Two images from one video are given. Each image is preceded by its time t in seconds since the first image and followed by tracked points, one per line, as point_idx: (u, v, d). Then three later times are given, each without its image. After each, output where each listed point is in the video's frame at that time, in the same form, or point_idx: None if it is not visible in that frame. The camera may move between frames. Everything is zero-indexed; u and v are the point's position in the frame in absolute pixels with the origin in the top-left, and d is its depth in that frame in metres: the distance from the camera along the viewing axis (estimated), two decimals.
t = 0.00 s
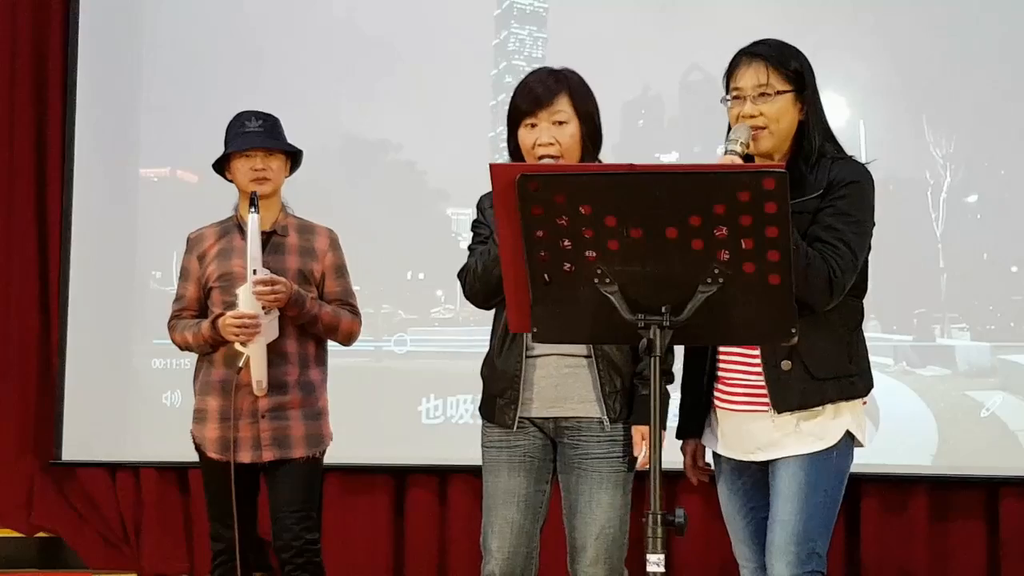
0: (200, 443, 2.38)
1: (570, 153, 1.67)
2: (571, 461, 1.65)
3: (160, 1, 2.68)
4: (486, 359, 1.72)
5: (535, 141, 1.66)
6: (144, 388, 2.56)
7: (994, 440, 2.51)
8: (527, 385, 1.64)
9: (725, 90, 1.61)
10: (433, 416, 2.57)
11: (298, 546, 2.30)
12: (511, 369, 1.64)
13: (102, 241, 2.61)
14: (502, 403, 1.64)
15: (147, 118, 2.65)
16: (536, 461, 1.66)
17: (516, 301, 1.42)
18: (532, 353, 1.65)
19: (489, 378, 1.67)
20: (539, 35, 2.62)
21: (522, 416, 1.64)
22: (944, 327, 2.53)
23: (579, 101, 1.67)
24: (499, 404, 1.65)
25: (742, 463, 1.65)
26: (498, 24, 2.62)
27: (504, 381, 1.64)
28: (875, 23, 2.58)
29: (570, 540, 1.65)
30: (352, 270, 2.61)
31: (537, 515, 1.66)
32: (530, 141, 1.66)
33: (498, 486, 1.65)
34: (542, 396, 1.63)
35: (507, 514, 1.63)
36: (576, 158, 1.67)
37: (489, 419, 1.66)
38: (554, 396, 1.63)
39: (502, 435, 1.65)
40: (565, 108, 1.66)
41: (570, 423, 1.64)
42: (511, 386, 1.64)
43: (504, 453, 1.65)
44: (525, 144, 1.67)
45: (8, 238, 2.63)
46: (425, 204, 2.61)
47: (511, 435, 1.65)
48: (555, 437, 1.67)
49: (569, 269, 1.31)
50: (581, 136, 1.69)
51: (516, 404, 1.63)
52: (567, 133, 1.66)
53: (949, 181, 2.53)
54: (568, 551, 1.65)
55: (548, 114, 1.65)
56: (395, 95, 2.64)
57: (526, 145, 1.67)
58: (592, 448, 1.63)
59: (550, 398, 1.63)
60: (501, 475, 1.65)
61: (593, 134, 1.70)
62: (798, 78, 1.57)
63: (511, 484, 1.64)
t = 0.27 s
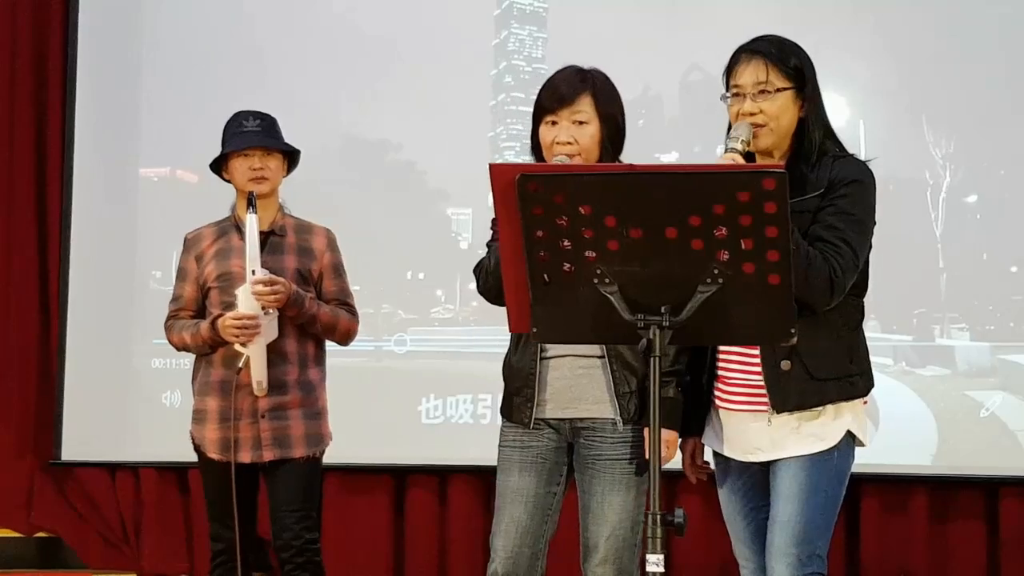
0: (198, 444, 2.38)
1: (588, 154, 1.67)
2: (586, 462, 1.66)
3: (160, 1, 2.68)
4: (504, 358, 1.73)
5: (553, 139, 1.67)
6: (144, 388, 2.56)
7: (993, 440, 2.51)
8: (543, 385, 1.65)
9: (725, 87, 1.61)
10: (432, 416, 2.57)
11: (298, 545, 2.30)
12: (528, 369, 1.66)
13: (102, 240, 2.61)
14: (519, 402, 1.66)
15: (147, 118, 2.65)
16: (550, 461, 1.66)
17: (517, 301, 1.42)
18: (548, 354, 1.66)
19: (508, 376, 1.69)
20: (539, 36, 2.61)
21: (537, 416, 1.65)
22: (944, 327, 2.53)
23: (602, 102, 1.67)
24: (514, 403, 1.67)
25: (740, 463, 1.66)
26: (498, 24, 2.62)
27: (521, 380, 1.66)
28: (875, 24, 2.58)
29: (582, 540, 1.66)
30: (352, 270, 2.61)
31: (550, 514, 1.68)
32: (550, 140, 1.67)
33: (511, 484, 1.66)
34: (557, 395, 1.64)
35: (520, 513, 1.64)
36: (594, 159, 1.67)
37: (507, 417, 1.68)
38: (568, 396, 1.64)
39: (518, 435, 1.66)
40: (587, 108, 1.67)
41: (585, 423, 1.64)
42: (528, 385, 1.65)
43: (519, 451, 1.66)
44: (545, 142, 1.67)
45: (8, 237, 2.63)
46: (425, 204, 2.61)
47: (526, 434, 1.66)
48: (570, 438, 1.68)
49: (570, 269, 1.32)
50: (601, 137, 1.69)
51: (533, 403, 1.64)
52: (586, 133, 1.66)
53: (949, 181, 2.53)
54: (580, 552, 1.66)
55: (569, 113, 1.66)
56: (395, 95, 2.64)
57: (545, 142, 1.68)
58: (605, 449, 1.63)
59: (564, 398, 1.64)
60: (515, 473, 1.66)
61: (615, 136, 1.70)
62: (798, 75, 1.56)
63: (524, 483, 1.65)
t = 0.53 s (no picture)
0: (197, 444, 2.40)
1: (597, 152, 1.67)
2: (586, 463, 1.66)
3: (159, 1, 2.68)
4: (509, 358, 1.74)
5: (563, 137, 1.67)
6: (142, 389, 2.56)
7: (991, 442, 2.51)
8: (545, 385, 1.66)
9: (725, 84, 1.60)
10: (430, 417, 2.56)
11: (296, 546, 2.30)
12: (531, 370, 1.66)
13: (101, 241, 2.61)
14: (522, 402, 1.67)
15: (145, 118, 2.65)
16: (551, 461, 1.67)
17: (515, 301, 1.42)
18: (550, 355, 1.67)
19: (513, 376, 1.70)
20: (537, 37, 2.61)
21: (539, 417, 1.65)
22: (942, 328, 2.53)
23: (612, 102, 1.68)
24: (517, 403, 1.68)
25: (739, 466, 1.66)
26: (496, 25, 2.63)
27: (524, 380, 1.67)
28: (873, 25, 2.58)
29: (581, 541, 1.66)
30: (350, 271, 2.61)
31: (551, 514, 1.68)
32: (560, 138, 1.67)
33: (511, 484, 1.66)
34: (559, 396, 1.65)
35: (520, 512, 1.65)
36: (602, 158, 1.67)
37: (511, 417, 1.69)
38: (570, 397, 1.64)
39: (520, 434, 1.67)
40: (597, 107, 1.67)
41: (585, 424, 1.64)
42: (530, 385, 1.66)
43: (521, 451, 1.66)
44: (554, 140, 1.68)
45: (6, 237, 2.63)
46: (424, 205, 2.61)
47: (528, 434, 1.67)
48: (571, 439, 1.68)
49: (568, 270, 1.32)
50: (611, 137, 1.69)
51: (534, 403, 1.65)
52: (596, 132, 1.66)
53: (947, 183, 2.53)
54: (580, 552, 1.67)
55: (580, 111, 1.66)
56: (394, 96, 2.64)
57: (555, 140, 1.68)
58: (605, 450, 1.64)
59: (566, 398, 1.64)
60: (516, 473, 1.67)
61: (625, 136, 1.70)
62: (801, 75, 1.56)
63: (525, 483, 1.66)
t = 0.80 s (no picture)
0: (197, 446, 2.39)
1: (600, 152, 1.67)
2: (588, 463, 1.66)
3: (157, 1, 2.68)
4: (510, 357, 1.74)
5: (566, 137, 1.67)
6: (141, 390, 2.56)
7: (990, 442, 2.51)
8: (548, 385, 1.66)
9: (731, 78, 1.60)
10: (430, 418, 2.56)
11: (296, 547, 2.30)
12: (533, 369, 1.66)
13: (99, 241, 2.61)
14: (522, 402, 1.67)
15: (144, 118, 2.65)
16: (553, 462, 1.67)
17: (514, 302, 1.42)
18: (553, 355, 1.67)
19: (514, 375, 1.70)
20: (535, 38, 2.62)
21: (541, 417, 1.65)
22: (941, 329, 2.53)
23: (615, 102, 1.68)
24: (519, 403, 1.67)
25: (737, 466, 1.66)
26: (495, 25, 2.63)
27: (526, 379, 1.67)
28: (872, 25, 2.58)
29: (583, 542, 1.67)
30: (349, 271, 2.61)
31: (552, 515, 1.68)
32: (563, 138, 1.66)
33: (513, 485, 1.66)
34: (561, 397, 1.65)
35: (521, 514, 1.65)
36: (605, 158, 1.67)
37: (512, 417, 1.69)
38: (572, 397, 1.64)
39: (522, 435, 1.67)
40: (600, 106, 1.67)
41: (587, 424, 1.65)
42: (531, 384, 1.66)
43: (522, 452, 1.66)
44: (558, 139, 1.68)
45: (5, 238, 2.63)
46: (423, 205, 2.61)
47: (530, 434, 1.67)
48: (573, 439, 1.68)
49: (568, 271, 1.32)
50: (614, 137, 1.68)
51: (535, 402, 1.65)
52: (598, 131, 1.66)
53: (946, 183, 2.53)
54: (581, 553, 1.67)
55: (583, 110, 1.66)
56: (393, 96, 2.64)
57: (558, 139, 1.67)
58: (607, 451, 1.64)
59: (569, 399, 1.64)
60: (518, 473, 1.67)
61: (628, 136, 1.69)
62: (807, 74, 1.56)
63: (527, 484, 1.66)
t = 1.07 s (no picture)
0: (207, 440, 2.45)
1: (599, 154, 1.73)
2: (592, 457, 1.72)
3: (165, 7, 2.75)
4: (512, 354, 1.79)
5: (565, 140, 1.72)
6: (153, 386, 2.62)
7: (981, 434, 2.57)
8: (554, 381, 1.72)
9: (735, 77, 1.66)
10: (434, 412, 2.63)
11: (303, 539, 2.37)
12: (539, 366, 1.72)
13: (110, 242, 2.67)
14: (528, 399, 1.72)
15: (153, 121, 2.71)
16: (557, 456, 1.73)
17: (515, 299, 1.49)
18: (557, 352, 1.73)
19: (518, 371, 1.75)
20: (536, 41, 2.68)
21: (547, 412, 1.71)
22: (933, 324, 2.59)
23: (612, 105, 1.74)
24: (524, 399, 1.73)
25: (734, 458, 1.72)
26: (496, 29, 2.69)
27: (531, 375, 1.72)
28: (864, 28, 2.64)
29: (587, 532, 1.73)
30: (355, 270, 2.67)
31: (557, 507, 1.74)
32: (561, 141, 1.72)
33: (519, 480, 1.72)
34: (567, 393, 1.71)
35: (529, 507, 1.70)
36: (604, 159, 1.73)
37: (516, 413, 1.74)
38: (578, 393, 1.71)
39: (528, 430, 1.72)
40: (597, 109, 1.73)
41: (592, 418, 1.71)
42: (536, 381, 1.71)
43: (528, 448, 1.72)
44: (556, 143, 1.73)
45: (18, 238, 2.69)
46: (426, 205, 2.67)
47: (536, 429, 1.73)
48: (577, 433, 1.74)
49: (567, 269, 1.38)
50: (612, 139, 1.75)
51: (542, 399, 1.70)
52: (597, 134, 1.72)
53: (938, 181, 2.59)
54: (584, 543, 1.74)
55: (581, 114, 1.72)
56: (396, 99, 2.70)
57: (557, 143, 1.73)
58: (611, 444, 1.70)
59: (575, 394, 1.71)
60: (524, 468, 1.72)
61: (625, 137, 1.76)
62: (808, 76, 1.62)
63: (533, 478, 1.71)
